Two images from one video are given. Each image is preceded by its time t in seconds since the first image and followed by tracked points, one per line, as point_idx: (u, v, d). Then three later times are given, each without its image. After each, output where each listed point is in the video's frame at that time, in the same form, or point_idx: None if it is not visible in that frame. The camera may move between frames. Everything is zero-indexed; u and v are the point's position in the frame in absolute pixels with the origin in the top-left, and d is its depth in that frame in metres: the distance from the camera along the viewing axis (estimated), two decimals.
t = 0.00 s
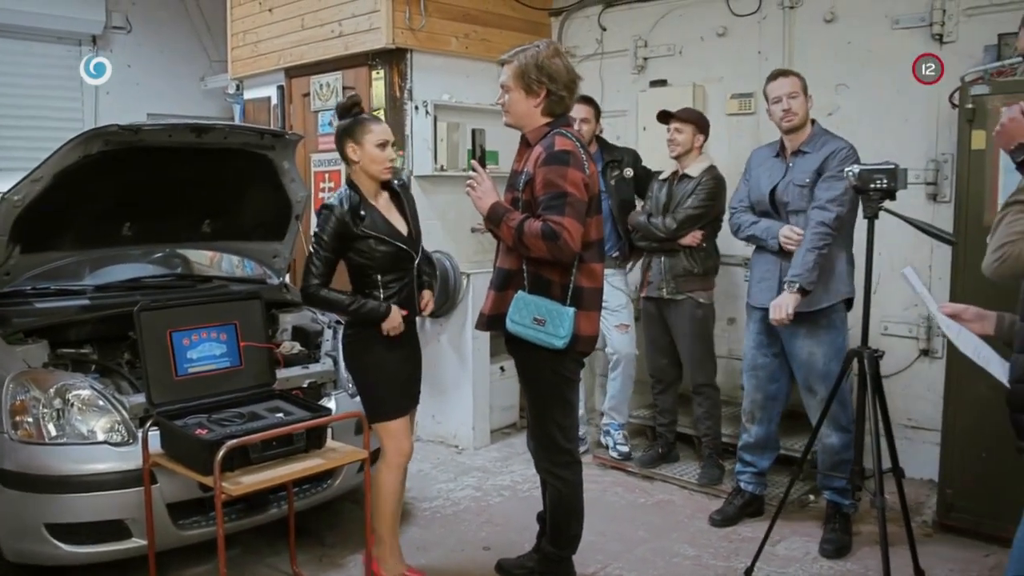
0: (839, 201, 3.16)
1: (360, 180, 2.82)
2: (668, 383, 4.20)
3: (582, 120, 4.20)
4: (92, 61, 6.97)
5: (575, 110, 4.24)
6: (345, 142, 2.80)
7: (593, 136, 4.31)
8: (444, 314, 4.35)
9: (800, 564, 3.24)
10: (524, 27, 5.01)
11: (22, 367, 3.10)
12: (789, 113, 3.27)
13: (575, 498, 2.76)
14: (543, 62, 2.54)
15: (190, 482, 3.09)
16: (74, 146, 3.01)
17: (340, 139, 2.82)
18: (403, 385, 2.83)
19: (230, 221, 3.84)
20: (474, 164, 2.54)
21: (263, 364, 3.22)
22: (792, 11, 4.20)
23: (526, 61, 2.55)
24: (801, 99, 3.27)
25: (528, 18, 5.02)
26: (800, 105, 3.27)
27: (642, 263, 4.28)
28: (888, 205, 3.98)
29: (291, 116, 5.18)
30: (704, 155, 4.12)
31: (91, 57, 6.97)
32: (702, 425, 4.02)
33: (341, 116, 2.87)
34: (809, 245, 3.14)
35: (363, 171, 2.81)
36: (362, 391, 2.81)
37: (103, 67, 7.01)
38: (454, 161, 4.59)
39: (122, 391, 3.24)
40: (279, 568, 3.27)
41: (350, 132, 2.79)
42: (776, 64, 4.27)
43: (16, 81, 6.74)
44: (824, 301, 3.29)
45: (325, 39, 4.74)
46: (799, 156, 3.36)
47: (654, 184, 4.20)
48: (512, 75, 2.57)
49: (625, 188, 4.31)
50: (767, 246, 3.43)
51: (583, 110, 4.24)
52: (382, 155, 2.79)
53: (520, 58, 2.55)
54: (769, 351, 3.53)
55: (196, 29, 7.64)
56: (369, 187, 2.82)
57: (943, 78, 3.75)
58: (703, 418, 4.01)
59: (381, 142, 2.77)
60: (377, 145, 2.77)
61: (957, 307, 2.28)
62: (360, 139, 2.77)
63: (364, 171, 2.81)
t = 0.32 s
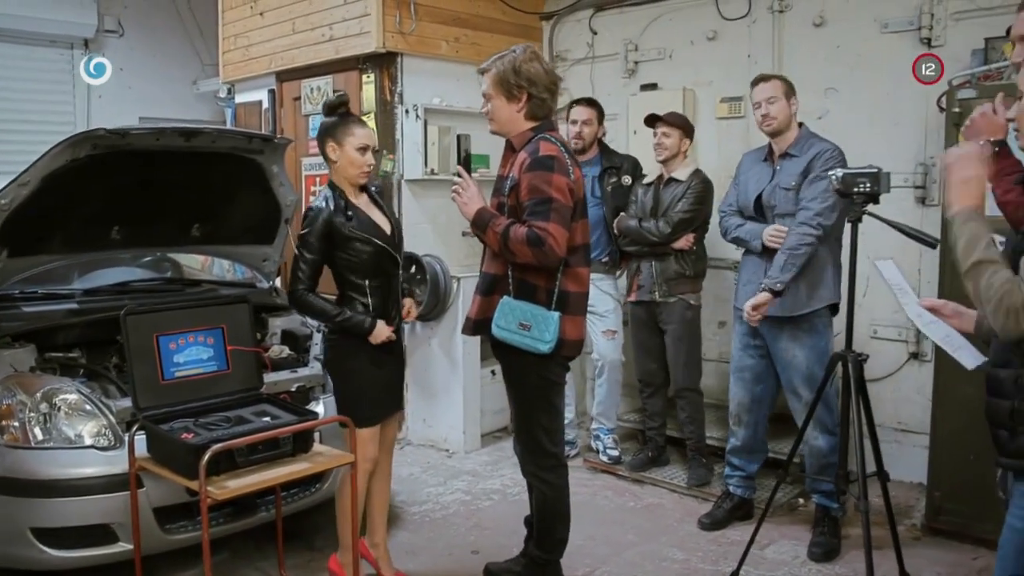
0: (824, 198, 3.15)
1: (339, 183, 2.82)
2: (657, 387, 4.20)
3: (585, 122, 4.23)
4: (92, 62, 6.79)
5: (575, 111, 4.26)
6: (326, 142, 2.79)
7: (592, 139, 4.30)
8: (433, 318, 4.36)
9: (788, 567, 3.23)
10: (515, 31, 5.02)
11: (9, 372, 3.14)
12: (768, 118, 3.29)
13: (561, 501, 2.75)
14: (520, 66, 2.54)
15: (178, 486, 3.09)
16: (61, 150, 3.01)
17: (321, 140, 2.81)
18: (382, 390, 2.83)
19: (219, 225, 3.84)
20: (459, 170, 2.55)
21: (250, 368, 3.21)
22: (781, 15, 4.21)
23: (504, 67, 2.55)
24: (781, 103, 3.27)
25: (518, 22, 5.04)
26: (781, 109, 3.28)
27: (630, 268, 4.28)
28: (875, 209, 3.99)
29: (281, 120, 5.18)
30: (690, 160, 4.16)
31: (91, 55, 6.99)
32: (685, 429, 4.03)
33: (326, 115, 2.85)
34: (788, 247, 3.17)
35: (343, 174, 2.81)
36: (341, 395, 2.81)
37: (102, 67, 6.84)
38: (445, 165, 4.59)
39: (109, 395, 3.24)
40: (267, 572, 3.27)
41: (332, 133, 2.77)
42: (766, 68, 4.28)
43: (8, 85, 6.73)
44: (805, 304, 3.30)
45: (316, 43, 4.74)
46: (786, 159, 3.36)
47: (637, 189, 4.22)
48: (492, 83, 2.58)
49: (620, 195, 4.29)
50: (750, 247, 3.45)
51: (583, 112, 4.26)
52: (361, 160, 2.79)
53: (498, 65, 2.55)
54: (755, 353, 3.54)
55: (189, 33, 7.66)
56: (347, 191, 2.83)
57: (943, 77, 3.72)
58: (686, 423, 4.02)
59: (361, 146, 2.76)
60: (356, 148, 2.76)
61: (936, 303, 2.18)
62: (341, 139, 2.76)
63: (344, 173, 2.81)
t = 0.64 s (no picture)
0: (804, 193, 3.21)
1: (321, 186, 2.83)
2: (646, 392, 4.20)
3: (584, 128, 4.23)
4: (92, 61, 7.10)
5: (573, 117, 4.25)
6: (308, 147, 2.79)
7: (591, 146, 4.31)
8: (422, 322, 4.36)
9: (775, 572, 3.23)
10: (505, 35, 5.04)
11: None
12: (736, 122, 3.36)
13: (547, 506, 2.74)
14: (501, 71, 2.54)
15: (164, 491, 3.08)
16: (47, 154, 3.01)
17: (303, 144, 2.81)
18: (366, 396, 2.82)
19: (207, 229, 3.83)
20: (441, 175, 2.55)
21: (236, 373, 3.20)
22: (770, 19, 4.21)
23: (485, 71, 2.56)
24: (748, 110, 3.34)
25: (508, 27, 5.05)
26: (749, 115, 3.35)
27: (620, 273, 4.28)
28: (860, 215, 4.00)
29: (271, 124, 5.18)
30: (679, 164, 4.18)
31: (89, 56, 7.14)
32: (681, 433, 4.02)
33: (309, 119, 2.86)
34: (760, 223, 3.25)
35: (326, 176, 2.81)
36: (326, 401, 2.80)
37: (102, 67, 7.16)
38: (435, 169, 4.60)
39: (95, 400, 3.23)
40: None
41: (315, 138, 2.77)
42: (755, 72, 4.28)
43: None
44: (784, 309, 3.32)
45: (305, 47, 4.74)
46: (764, 164, 3.40)
47: (628, 195, 4.21)
48: (474, 88, 2.58)
49: (614, 203, 4.31)
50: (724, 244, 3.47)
51: (580, 118, 4.25)
52: (343, 165, 2.80)
53: (480, 70, 2.56)
54: (734, 358, 3.54)
55: (180, 36, 7.68)
56: (328, 195, 2.84)
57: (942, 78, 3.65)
58: (683, 426, 4.01)
59: (343, 152, 2.77)
60: (339, 154, 2.77)
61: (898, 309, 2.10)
62: (324, 145, 2.76)
63: (325, 177, 2.81)
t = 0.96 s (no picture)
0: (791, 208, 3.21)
1: (301, 190, 2.82)
2: (632, 395, 4.20)
3: (563, 131, 4.24)
4: (92, 62, 7.14)
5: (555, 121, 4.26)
6: (289, 150, 2.79)
7: (571, 147, 4.32)
8: (411, 325, 4.38)
9: (760, 573, 3.23)
10: (492, 38, 5.05)
11: None
12: (709, 125, 3.39)
13: (530, 508, 2.74)
14: (480, 73, 2.54)
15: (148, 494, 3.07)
16: (30, 156, 3.00)
17: (282, 148, 2.81)
18: (349, 398, 2.82)
19: (193, 232, 3.82)
20: (421, 176, 2.56)
21: (221, 376, 3.19)
22: (756, 23, 4.23)
23: (465, 74, 2.57)
24: (721, 113, 3.37)
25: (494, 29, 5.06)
26: (722, 118, 3.37)
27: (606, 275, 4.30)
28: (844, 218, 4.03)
29: (259, 127, 5.18)
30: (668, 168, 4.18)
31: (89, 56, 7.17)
32: (668, 435, 4.03)
33: (286, 122, 2.86)
34: (750, 239, 3.24)
35: (306, 180, 2.81)
36: (307, 403, 2.80)
37: (103, 67, 7.21)
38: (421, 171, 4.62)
39: (79, 404, 3.23)
40: None
41: (295, 141, 2.78)
42: (742, 75, 4.29)
43: None
44: (766, 311, 3.33)
45: (292, 50, 4.74)
46: (739, 167, 3.42)
47: (615, 197, 4.22)
48: (455, 91, 2.59)
49: (597, 206, 4.30)
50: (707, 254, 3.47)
51: (560, 122, 4.27)
52: (325, 165, 2.80)
53: (460, 73, 2.57)
54: (717, 362, 3.54)
55: (168, 39, 7.67)
56: (309, 199, 2.84)
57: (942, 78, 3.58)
58: (669, 429, 4.02)
59: (325, 153, 2.77)
60: (320, 154, 2.77)
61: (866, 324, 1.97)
62: (304, 147, 2.77)
63: (306, 180, 2.81)
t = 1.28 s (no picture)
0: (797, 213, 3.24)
1: (277, 191, 2.82)
2: (615, 395, 4.21)
3: (546, 130, 4.23)
4: (92, 61, 7.26)
5: (536, 119, 4.25)
6: (265, 151, 2.79)
7: (553, 147, 4.32)
8: (395, 325, 4.38)
9: (742, 573, 3.24)
10: (477, 38, 5.05)
11: None
12: (709, 123, 3.39)
13: (510, 508, 2.74)
14: (459, 73, 2.55)
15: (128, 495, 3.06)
16: (9, 156, 2.99)
17: (259, 149, 2.81)
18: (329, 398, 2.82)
19: (175, 234, 3.81)
20: (399, 176, 2.55)
21: (201, 377, 3.19)
22: (739, 23, 4.24)
23: (445, 74, 2.56)
24: (721, 111, 3.37)
25: (479, 29, 5.06)
26: (722, 117, 3.38)
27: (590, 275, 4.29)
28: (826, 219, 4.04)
29: (243, 127, 5.17)
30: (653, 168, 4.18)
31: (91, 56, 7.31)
32: (652, 436, 4.03)
33: (263, 123, 2.85)
34: (756, 242, 3.26)
35: (282, 179, 2.80)
36: (284, 405, 2.80)
37: (102, 67, 7.32)
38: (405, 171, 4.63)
39: (58, 405, 3.22)
40: None
41: (272, 141, 2.78)
42: (726, 76, 4.30)
43: None
44: (758, 314, 3.32)
45: (276, 50, 4.74)
46: (734, 167, 3.42)
47: (599, 198, 4.23)
48: (434, 92, 2.58)
49: (581, 205, 4.30)
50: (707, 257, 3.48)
51: (543, 120, 4.26)
52: (302, 166, 2.79)
53: (439, 73, 2.57)
54: (708, 364, 3.57)
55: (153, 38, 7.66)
56: (285, 199, 2.83)
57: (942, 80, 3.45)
58: (653, 429, 4.02)
59: (302, 154, 2.77)
60: (297, 155, 2.76)
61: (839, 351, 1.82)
62: (281, 148, 2.77)
63: (284, 181, 2.80)
